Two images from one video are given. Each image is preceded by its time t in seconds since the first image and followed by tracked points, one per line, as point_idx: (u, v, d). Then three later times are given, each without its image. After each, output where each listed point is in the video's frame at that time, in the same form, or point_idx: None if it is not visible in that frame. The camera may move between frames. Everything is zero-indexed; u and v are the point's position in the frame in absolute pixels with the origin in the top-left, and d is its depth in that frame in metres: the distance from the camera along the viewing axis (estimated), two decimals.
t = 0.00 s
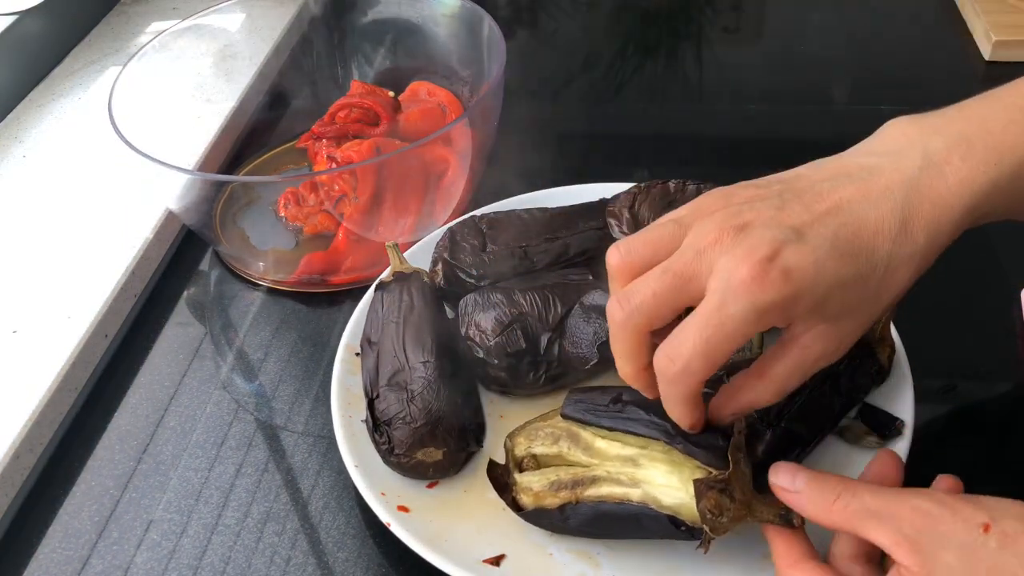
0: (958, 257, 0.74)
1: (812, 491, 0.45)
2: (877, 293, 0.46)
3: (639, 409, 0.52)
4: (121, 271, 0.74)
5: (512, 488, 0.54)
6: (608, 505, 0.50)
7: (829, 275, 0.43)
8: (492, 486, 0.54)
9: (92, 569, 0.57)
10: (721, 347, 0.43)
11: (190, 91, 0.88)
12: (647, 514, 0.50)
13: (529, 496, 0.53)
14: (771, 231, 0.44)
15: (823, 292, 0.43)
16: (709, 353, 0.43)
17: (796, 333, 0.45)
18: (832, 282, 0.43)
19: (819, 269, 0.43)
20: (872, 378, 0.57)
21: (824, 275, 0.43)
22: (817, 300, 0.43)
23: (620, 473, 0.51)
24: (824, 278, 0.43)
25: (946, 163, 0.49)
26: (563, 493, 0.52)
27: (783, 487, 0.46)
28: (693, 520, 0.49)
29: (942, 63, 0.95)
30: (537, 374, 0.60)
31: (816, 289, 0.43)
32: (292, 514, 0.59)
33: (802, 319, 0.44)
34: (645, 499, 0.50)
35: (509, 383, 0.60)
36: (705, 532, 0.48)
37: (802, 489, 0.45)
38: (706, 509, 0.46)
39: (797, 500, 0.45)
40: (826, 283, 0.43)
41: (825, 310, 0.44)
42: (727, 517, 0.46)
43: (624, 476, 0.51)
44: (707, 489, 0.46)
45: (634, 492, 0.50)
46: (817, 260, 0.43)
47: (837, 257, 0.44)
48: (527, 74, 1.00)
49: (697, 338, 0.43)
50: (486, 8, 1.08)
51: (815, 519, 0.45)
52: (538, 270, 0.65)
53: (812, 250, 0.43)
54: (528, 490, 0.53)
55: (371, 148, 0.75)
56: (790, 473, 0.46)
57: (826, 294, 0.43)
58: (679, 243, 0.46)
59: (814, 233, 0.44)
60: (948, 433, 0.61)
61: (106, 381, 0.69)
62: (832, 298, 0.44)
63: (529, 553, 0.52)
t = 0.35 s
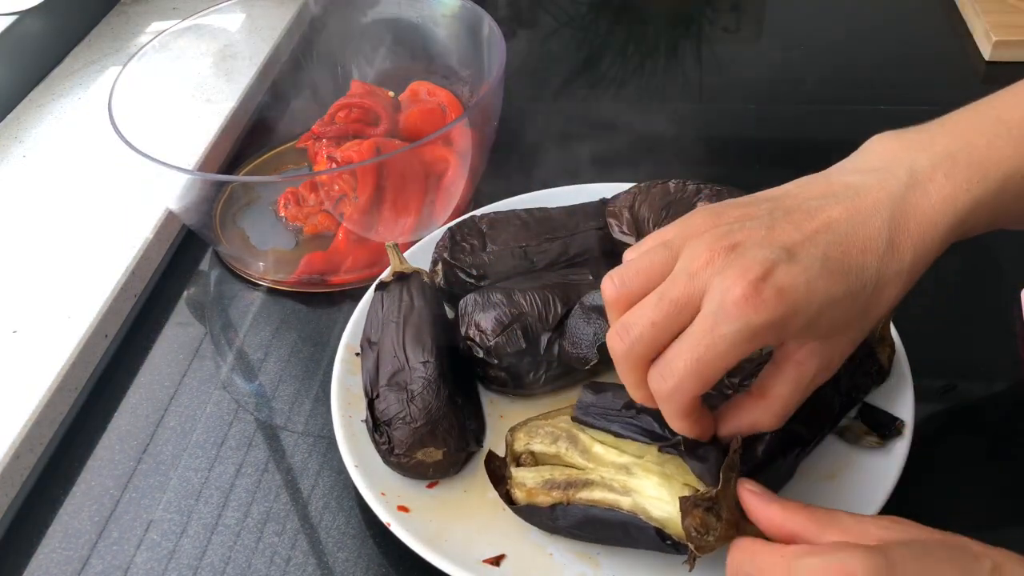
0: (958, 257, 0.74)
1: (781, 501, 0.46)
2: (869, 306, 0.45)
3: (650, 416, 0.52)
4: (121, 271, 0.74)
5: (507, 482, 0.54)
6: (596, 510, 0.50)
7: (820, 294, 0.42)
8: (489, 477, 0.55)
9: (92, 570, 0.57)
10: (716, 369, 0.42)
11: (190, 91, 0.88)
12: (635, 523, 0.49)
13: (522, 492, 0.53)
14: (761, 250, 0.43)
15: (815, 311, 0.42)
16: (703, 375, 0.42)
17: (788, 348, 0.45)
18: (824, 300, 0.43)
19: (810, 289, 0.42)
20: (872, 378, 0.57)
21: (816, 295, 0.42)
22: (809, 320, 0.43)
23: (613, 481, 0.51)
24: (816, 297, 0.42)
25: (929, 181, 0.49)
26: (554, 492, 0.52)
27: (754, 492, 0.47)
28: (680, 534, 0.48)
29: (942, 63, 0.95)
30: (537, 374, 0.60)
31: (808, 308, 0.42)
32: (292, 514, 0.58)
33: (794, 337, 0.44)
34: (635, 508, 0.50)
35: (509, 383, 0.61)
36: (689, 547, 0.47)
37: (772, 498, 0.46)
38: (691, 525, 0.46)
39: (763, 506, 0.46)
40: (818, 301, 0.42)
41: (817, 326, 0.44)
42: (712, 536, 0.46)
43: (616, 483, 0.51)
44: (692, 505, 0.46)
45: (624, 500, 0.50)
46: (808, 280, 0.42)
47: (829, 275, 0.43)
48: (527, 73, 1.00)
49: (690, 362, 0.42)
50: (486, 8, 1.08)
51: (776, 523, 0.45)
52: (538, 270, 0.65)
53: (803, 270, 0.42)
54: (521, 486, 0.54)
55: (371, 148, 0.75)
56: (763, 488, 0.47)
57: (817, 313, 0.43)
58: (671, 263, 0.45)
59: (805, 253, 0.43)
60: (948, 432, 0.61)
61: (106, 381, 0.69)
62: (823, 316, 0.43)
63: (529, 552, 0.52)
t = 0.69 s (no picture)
0: (958, 257, 0.74)
1: (776, 497, 0.44)
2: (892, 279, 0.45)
3: (676, 389, 0.51)
4: (121, 271, 0.74)
5: (510, 492, 0.54)
6: (597, 507, 0.51)
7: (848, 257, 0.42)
8: (489, 488, 0.55)
9: (92, 569, 0.57)
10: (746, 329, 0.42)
11: (190, 91, 0.87)
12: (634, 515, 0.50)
13: (525, 500, 0.53)
14: (792, 210, 0.42)
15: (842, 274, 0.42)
16: (734, 333, 0.42)
17: (813, 318, 0.44)
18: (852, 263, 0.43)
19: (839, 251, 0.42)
20: (873, 377, 0.57)
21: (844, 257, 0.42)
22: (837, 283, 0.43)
23: (607, 474, 0.52)
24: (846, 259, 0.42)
25: (953, 162, 0.48)
26: (557, 497, 0.52)
27: (748, 492, 0.45)
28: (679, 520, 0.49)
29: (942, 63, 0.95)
30: (537, 374, 0.60)
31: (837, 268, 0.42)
32: (292, 513, 0.59)
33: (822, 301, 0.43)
34: (634, 502, 0.50)
35: (509, 383, 0.61)
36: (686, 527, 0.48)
37: (766, 496, 0.45)
38: (681, 509, 0.47)
39: (759, 508, 0.45)
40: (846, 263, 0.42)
41: (844, 291, 0.43)
42: (705, 518, 0.47)
43: (613, 477, 0.52)
44: (680, 488, 0.48)
45: (622, 494, 0.51)
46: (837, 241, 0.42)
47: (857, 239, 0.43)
48: (527, 74, 1.00)
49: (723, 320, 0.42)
50: (486, 8, 1.08)
51: (774, 525, 0.44)
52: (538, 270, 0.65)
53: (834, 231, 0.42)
54: (524, 494, 0.53)
55: (371, 148, 0.75)
56: (755, 484, 0.46)
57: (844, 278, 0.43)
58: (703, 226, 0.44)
59: (836, 214, 0.43)
60: (948, 433, 0.61)
61: (107, 381, 0.69)
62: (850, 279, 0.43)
63: (528, 552, 0.52)
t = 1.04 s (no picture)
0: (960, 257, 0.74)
1: (773, 463, 0.43)
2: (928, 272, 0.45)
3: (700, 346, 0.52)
4: (121, 271, 0.74)
5: (513, 489, 0.54)
6: (599, 484, 0.51)
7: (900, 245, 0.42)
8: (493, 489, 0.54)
9: (92, 570, 0.57)
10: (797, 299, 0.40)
11: (190, 91, 0.87)
12: (634, 483, 0.50)
13: (528, 493, 0.53)
14: (859, 191, 0.41)
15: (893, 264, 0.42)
16: (785, 305, 0.40)
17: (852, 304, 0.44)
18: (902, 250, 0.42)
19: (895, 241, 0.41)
20: (872, 378, 0.57)
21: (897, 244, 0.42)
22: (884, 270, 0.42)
23: (608, 450, 0.53)
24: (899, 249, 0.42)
25: (1002, 161, 0.48)
26: (559, 481, 0.53)
27: (748, 461, 0.44)
28: (678, 486, 0.50)
29: (942, 64, 0.95)
30: (537, 374, 0.60)
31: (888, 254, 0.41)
32: (292, 514, 0.59)
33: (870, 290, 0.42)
34: (636, 472, 0.51)
35: (509, 383, 0.61)
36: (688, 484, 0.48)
37: (766, 463, 0.43)
38: (683, 461, 0.48)
39: (757, 476, 0.43)
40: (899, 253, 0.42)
41: (891, 278, 0.42)
42: (705, 476, 0.47)
43: (616, 455, 0.53)
44: (684, 440, 0.48)
45: (624, 468, 0.52)
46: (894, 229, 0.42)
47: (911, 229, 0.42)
48: (527, 74, 1.00)
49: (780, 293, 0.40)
50: (486, 9, 1.08)
51: (773, 492, 0.42)
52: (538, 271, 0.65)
53: (894, 219, 0.41)
54: (527, 487, 0.53)
55: (371, 148, 0.75)
56: (752, 452, 0.44)
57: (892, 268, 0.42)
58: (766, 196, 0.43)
59: (898, 201, 0.42)
60: (948, 432, 0.61)
61: (107, 381, 0.69)
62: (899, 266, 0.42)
63: (528, 552, 0.52)
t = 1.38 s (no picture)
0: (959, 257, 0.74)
1: (779, 457, 0.44)
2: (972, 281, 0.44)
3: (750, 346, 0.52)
4: (121, 271, 0.74)
5: (514, 480, 0.55)
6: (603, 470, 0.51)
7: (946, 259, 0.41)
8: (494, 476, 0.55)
9: (92, 570, 0.57)
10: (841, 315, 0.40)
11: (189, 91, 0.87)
12: (639, 466, 0.50)
13: (529, 480, 0.54)
14: (906, 208, 0.41)
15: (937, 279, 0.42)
16: (830, 320, 0.40)
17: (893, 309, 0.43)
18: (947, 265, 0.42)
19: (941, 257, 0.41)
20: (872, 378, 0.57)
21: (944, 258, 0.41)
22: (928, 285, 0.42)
23: (615, 436, 0.53)
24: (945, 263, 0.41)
25: None
26: (562, 468, 0.53)
27: (754, 455, 0.45)
28: (682, 472, 0.50)
29: (942, 64, 0.95)
30: (538, 374, 0.60)
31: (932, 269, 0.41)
32: (292, 514, 0.59)
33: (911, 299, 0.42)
34: (642, 458, 0.51)
35: (509, 383, 0.61)
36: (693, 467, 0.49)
37: (771, 458, 0.44)
38: (694, 438, 0.48)
39: (762, 467, 0.44)
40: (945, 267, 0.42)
41: (933, 290, 0.42)
42: (712, 458, 0.48)
43: (622, 442, 0.53)
44: (699, 419, 0.48)
45: (630, 454, 0.51)
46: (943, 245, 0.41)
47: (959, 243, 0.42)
48: (527, 74, 1.00)
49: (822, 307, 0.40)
50: (486, 9, 1.08)
51: (776, 483, 0.43)
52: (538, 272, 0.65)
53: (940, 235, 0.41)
54: (528, 476, 0.54)
55: (371, 148, 0.75)
56: (762, 447, 0.46)
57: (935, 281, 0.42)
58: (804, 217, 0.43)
59: (945, 216, 0.42)
60: (948, 432, 0.61)
61: (107, 381, 0.69)
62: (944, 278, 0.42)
63: (529, 552, 0.52)
